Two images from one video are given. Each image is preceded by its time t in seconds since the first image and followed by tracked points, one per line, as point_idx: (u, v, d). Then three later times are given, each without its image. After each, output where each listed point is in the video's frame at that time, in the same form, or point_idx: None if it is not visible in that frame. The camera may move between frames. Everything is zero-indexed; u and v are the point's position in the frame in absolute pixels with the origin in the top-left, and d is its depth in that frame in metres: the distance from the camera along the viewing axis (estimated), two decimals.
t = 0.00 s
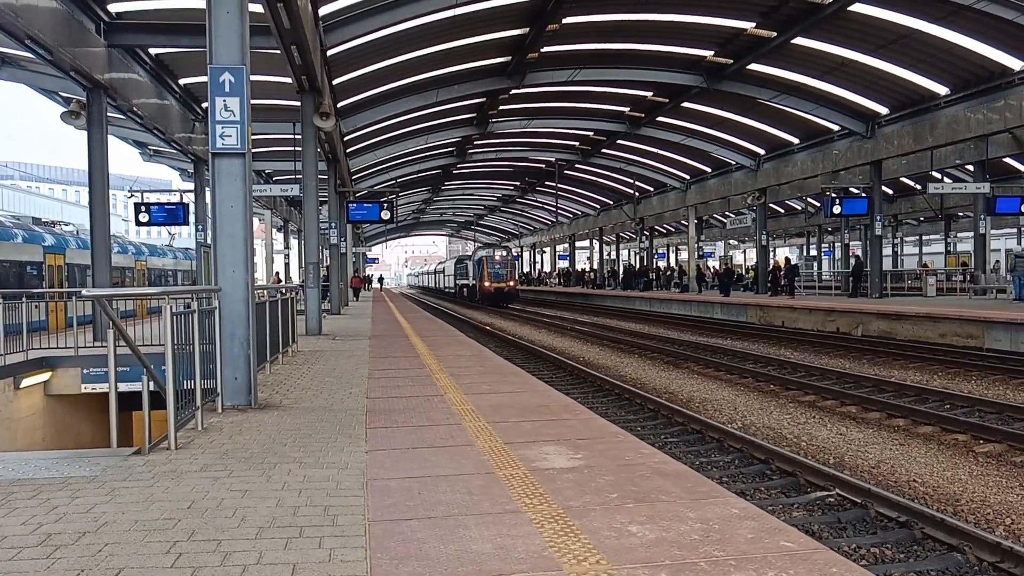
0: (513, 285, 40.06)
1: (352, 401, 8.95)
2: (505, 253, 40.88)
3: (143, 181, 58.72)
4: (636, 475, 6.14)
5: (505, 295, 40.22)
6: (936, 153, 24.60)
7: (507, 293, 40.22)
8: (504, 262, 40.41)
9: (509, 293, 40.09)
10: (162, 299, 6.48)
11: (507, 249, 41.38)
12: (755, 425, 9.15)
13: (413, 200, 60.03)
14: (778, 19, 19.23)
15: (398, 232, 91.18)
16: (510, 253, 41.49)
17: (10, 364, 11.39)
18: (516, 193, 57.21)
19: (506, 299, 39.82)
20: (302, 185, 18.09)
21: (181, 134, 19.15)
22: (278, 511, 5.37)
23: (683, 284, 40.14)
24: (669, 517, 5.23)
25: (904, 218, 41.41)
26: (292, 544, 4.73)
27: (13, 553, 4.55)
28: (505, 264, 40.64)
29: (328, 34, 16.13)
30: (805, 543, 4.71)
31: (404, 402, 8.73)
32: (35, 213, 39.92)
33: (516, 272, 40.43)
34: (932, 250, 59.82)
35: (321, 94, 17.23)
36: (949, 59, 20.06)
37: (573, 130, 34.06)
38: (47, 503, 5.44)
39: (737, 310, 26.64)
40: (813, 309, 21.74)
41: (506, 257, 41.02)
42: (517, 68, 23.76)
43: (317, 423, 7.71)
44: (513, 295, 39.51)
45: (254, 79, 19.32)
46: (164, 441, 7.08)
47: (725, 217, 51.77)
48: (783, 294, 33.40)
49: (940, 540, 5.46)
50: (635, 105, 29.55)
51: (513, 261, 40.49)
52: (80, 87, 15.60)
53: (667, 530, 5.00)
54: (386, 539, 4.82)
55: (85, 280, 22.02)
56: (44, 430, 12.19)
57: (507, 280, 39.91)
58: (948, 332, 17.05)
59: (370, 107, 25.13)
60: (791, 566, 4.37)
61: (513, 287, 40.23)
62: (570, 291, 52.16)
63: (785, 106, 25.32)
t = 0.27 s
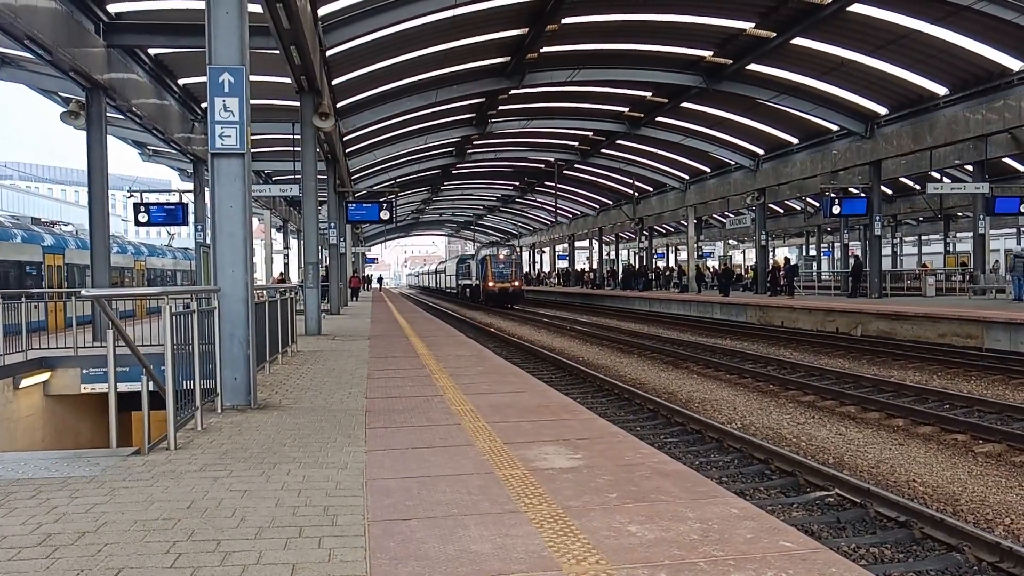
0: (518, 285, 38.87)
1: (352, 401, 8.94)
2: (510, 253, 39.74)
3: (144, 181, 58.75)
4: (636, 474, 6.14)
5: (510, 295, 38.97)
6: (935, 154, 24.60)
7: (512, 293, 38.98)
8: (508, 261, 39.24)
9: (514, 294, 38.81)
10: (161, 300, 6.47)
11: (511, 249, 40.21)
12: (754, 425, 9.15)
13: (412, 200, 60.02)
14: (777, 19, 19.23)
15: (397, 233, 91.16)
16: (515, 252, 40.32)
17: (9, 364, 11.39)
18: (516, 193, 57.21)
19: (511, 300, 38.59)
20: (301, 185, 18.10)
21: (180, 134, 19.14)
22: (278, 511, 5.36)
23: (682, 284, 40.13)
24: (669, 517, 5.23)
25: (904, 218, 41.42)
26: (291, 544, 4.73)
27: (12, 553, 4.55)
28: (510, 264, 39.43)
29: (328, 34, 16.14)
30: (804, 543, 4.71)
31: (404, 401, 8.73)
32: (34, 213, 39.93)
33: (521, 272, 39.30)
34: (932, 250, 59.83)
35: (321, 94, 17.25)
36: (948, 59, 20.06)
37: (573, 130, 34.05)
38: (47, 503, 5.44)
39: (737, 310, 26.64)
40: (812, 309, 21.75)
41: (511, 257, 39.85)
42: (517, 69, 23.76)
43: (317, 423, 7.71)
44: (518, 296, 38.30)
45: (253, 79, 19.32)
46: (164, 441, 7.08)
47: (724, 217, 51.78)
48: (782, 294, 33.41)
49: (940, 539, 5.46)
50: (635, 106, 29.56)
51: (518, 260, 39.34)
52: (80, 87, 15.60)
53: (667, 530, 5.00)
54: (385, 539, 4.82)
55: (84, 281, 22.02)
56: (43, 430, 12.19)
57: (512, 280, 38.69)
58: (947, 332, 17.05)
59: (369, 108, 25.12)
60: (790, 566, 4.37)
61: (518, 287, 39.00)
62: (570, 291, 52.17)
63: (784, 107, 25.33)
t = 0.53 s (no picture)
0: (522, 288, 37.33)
1: (350, 403, 8.93)
2: (514, 254, 38.17)
3: (142, 183, 58.68)
4: (634, 477, 6.14)
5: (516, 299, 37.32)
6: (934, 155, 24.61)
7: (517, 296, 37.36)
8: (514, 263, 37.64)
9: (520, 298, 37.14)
10: (160, 302, 6.48)
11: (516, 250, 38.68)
12: (753, 428, 9.16)
13: (411, 202, 60.01)
14: (776, 22, 19.27)
15: (396, 235, 91.14)
16: (520, 253, 38.78)
17: (8, 367, 11.38)
18: (515, 195, 57.22)
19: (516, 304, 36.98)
20: (300, 187, 18.10)
21: (179, 136, 19.14)
22: (277, 513, 5.37)
23: (681, 286, 40.12)
24: (667, 518, 5.24)
25: (902, 220, 41.44)
26: (290, 547, 4.73)
27: (10, 556, 4.55)
28: (515, 265, 37.83)
29: (327, 36, 16.16)
30: (802, 546, 4.72)
31: (403, 404, 8.73)
32: (33, 215, 39.89)
33: (527, 275, 37.68)
34: (930, 253, 59.79)
35: (319, 96, 17.25)
36: (947, 61, 20.08)
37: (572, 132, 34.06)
38: (46, 506, 5.44)
39: (736, 312, 26.64)
40: (811, 311, 21.74)
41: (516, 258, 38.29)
42: (516, 71, 23.76)
43: (316, 425, 7.70)
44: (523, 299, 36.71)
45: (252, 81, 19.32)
46: (162, 444, 7.08)
47: (723, 219, 51.79)
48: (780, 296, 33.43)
49: (937, 542, 5.47)
50: (634, 108, 29.56)
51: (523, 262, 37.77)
52: (79, 89, 15.60)
53: (665, 532, 5.01)
54: (384, 542, 4.82)
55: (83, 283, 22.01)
56: (42, 433, 12.18)
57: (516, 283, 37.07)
58: (946, 334, 17.06)
59: (368, 110, 25.12)
60: (788, 568, 4.38)
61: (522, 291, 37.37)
62: (569, 293, 52.18)
63: (783, 108, 25.35)
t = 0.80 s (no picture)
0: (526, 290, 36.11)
1: (348, 405, 8.93)
2: (518, 256, 36.97)
3: (140, 185, 58.60)
4: (632, 478, 6.14)
5: (520, 301, 36.05)
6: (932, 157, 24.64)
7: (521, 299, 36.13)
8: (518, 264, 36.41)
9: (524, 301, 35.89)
10: (158, 303, 6.48)
11: (519, 250, 37.47)
12: (752, 429, 9.16)
13: (409, 204, 60.01)
14: (774, 24, 19.30)
15: (394, 236, 91.16)
16: (523, 254, 37.56)
17: (4, 368, 11.36)
18: (513, 197, 57.26)
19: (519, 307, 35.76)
20: (298, 189, 18.09)
21: (177, 139, 19.14)
22: (274, 515, 5.36)
23: (679, 288, 40.14)
24: (665, 520, 5.25)
25: (900, 222, 41.51)
26: (288, 549, 4.72)
27: (7, 558, 4.53)
28: (519, 267, 36.62)
29: (325, 38, 16.17)
30: (800, 547, 4.72)
31: (400, 405, 8.73)
32: (30, 217, 39.80)
33: (531, 276, 36.46)
34: (927, 254, 59.87)
35: (318, 99, 17.24)
36: (945, 64, 20.12)
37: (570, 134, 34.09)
38: (44, 508, 5.43)
39: (733, 314, 26.67)
40: (809, 313, 21.76)
41: (520, 260, 37.04)
42: (514, 73, 23.78)
43: (314, 427, 7.69)
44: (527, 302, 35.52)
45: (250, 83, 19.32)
46: (160, 446, 7.06)
47: (721, 221, 51.86)
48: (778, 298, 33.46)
49: (936, 543, 5.48)
50: (632, 110, 29.59)
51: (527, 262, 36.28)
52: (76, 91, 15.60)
53: (663, 534, 5.02)
54: (382, 543, 4.82)
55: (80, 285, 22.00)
56: (38, 435, 12.16)
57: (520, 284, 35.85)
58: (944, 335, 17.09)
59: (366, 112, 25.12)
60: (786, 570, 4.37)
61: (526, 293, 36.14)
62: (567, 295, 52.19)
63: (781, 111, 25.38)
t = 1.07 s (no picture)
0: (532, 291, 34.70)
1: (348, 406, 8.91)
2: (523, 256, 35.60)
3: (138, 186, 58.53)
4: (631, 479, 6.14)
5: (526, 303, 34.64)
6: (930, 158, 24.66)
7: (527, 300, 34.70)
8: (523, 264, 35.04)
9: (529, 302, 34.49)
10: (156, 303, 6.48)
11: (525, 249, 36.09)
12: (750, 430, 9.16)
13: (408, 205, 60.04)
14: (772, 25, 19.33)
15: (393, 237, 91.15)
16: (529, 254, 36.18)
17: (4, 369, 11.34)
18: (511, 198, 57.30)
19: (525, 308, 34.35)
20: (296, 189, 18.08)
21: (176, 139, 19.12)
22: (273, 516, 5.36)
23: (678, 288, 40.17)
24: (664, 521, 5.25)
25: (898, 223, 41.55)
26: (286, 550, 4.71)
27: (6, 559, 4.53)
28: (524, 267, 35.22)
29: (323, 39, 16.14)
30: (799, 548, 4.73)
31: (400, 406, 8.71)
32: (28, 217, 39.77)
33: (537, 277, 35.10)
34: (926, 256, 59.89)
35: (316, 99, 17.22)
36: (943, 65, 20.14)
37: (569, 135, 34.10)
38: (42, 509, 5.42)
39: (732, 315, 26.69)
40: (807, 314, 21.80)
41: (525, 259, 35.65)
42: (512, 73, 23.78)
43: (313, 428, 7.67)
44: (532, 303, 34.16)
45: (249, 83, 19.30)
46: (158, 447, 7.05)
47: (720, 223, 51.92)
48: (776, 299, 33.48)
49: (934, 544, 5.49)
50: (630, 111, 29.60)
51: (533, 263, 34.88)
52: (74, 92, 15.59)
53: (662, 535, 5.02)
54: (380, 544, 4.82)
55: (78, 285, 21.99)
56: (37, 436, 12.14)
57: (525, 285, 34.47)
58: (942, 337, 17.12)
59: (365, 112, 25.12)
60: (786, 571, 4.38)
61: (532, 294, 34.70)
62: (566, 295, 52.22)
63: (780, 112, 25.41)
